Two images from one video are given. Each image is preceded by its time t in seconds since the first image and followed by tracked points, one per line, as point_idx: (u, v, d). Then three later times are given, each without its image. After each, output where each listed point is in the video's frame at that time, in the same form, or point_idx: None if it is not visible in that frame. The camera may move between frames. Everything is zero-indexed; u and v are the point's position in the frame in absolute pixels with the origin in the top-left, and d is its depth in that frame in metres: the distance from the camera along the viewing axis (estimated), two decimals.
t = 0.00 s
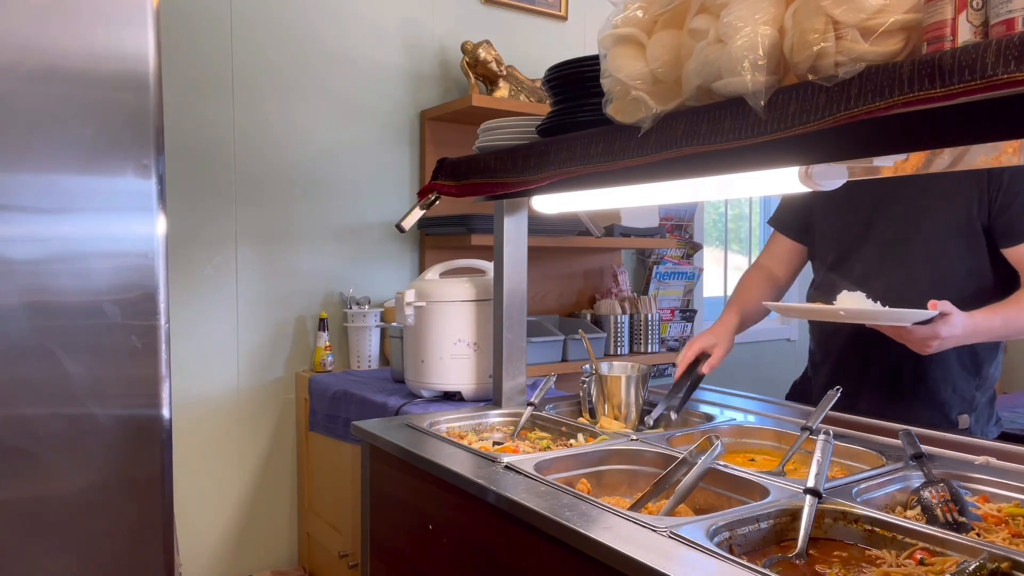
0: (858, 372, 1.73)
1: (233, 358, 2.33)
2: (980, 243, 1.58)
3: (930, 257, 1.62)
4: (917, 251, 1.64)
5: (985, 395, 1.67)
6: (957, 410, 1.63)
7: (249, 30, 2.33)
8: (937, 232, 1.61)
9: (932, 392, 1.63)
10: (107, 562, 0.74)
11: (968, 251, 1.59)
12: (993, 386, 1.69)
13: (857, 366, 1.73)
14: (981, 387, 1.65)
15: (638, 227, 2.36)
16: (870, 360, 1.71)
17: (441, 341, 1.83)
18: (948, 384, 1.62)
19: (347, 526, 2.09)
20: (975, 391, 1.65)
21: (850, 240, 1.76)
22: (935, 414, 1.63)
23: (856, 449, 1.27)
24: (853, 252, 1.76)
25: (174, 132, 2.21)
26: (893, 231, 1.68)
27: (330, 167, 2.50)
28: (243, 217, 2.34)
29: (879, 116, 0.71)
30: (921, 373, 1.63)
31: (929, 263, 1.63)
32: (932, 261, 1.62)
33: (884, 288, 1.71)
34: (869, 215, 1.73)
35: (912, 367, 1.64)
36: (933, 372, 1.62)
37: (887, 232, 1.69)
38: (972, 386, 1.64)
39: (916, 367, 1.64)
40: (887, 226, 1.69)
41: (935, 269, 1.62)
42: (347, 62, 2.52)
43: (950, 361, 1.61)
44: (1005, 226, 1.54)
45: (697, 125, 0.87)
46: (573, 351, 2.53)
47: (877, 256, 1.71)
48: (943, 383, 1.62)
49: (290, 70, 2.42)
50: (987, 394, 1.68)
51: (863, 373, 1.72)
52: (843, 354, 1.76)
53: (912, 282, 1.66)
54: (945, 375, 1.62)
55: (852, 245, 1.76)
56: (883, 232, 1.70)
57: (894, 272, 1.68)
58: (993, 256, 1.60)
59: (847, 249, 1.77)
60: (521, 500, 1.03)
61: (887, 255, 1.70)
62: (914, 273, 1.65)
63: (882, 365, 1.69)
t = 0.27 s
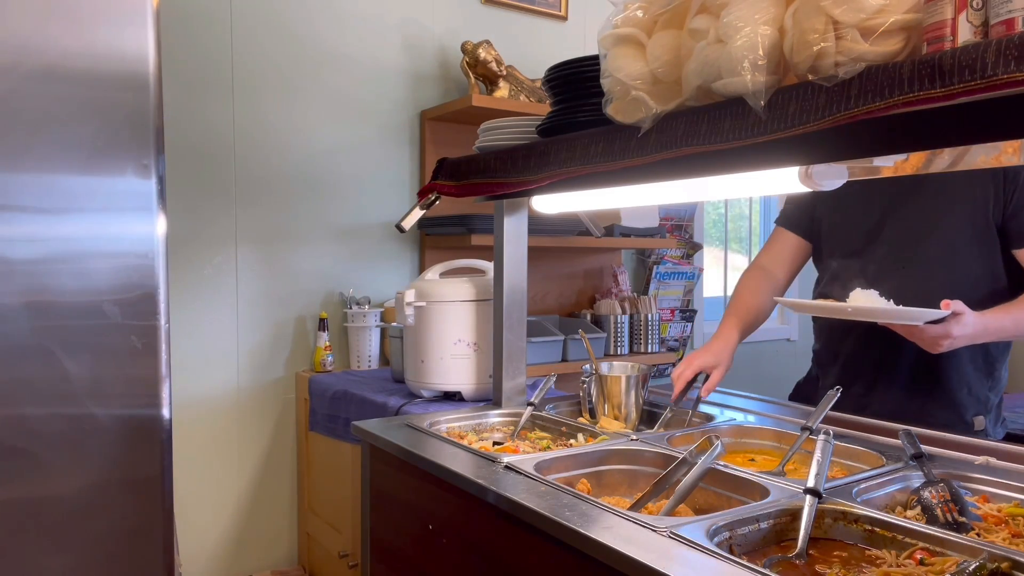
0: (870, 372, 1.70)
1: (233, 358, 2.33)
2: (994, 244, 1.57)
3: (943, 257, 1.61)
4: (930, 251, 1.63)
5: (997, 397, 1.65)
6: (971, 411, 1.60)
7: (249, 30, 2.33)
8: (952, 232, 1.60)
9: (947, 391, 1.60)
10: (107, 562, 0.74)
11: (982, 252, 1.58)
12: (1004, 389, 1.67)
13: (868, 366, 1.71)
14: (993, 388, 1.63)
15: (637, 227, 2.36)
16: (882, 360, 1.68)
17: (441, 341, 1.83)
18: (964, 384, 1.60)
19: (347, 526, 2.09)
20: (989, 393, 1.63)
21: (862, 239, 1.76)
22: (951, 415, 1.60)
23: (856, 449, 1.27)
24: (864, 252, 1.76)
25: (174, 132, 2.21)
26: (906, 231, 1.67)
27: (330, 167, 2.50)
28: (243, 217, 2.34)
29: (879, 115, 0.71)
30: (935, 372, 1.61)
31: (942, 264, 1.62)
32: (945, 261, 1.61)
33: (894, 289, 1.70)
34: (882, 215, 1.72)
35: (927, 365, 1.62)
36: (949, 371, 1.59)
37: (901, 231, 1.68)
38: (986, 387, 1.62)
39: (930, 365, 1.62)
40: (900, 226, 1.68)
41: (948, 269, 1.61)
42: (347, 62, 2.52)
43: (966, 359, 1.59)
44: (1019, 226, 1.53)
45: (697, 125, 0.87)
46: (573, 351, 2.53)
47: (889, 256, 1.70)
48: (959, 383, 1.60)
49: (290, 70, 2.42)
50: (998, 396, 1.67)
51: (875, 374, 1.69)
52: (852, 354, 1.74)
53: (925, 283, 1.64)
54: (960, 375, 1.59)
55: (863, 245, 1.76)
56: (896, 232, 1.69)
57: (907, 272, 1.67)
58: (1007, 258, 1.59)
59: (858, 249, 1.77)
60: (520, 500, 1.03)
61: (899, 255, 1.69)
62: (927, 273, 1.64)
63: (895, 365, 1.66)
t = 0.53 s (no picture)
0: (873, 373, 1.70)
1: (233, 358, 2.33)
2: (997, 243, 1.58)
3: (948, 257, 1.62)
4: (935, 251, 1.63)
5: (999, 400, 1.65)
6: (974, 414, 1.60)
7: (249, 30, 2.33)
8: (956, 231, 1.60)
9: (951, 393, 1.60)
10: (107, 563, 0.74)
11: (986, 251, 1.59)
12: (1006, 391, 1.67)
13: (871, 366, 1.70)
14: (994, 390, 1.64)
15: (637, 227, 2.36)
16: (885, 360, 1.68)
17: (441, 341, 1.83)
18: (966, 385, 1.60)
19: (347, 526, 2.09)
20: (991, 395, 1.63)
21: (865, 240, 1.76)
22: (953, 416, 1.59)
23: (856, 449, 1.27)
24: (866, 253, 1.76)
25: (174, 132, 2.21)
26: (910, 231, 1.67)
27: (330, 167, 2.50)
28: (243, 216, 2.34)
29: (879, 116, 0.71)
30: (937, 372, 1.61)
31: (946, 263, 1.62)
32: (949, 261, 1.61)
33: (898, 289, 1.70)
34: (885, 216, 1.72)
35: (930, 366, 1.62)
36: (951, 372, 1.60)
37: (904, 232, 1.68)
38: (989, 389, 1.62)
39: (932, 366, 1.62)
40: (904, 226, 1.68)
41: (952, 268, 1.61)
42: (347, 62, 2.52)
43: (968, 361, 1.59)
44: None
45: (697, 125, 0.87)
46: (573, 351, 2.53)
47: (893, 257, 1.70)
48: (961, 384, 1.60)
49: (290, 70, 2.42)
50: (1000, 398, 1.66)
51: (877, 375, 1.69)
52: (854, 354, 1.74)
53: (930, 283, 1.64)
54: (962, 376, 1.60)
55: (865, 246, 1.76)
56: (900, 232, 1.69)
57: (911, 272, 1.67)
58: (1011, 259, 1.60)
59: (860, 250, 1.77)
60: (520, 500, 1.03)
61: (903, 255, 1.69)
62: (932, 273, 1.64)
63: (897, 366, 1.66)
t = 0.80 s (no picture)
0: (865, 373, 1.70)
1: (233, 358, 2.33)
2: (987, 244, 1.57)
3: (939, 257, 1.61)
4: (923, 252, 1.63)
5: (990, 395, 1.65)
6: (965, 411, 1.61)
7: (249, 30, 2.33)
8: (942, 234, 1.60)
9: (940, 392, 1.60)
10: (107, 563, 0.74)
11: (976, 251, 1.58)
12: (996, 387, 1.66)
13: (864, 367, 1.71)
14: (985, 387, 1.63)
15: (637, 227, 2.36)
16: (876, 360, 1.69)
17: (441, 341, 1.83)
18: (955, 383, 1.60)
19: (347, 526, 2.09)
20: (980, 391, 1.62)
21: (857, 241, 1.76)
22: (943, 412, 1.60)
23: (856, 449, 1.27)
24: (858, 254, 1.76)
25: (174, 132, 2.21)
26: (900, 232, 1.67)
27: (330, 167, 2.50)
28: (243, 216, 2.34)
29: (879, 115, 0.71)
30: (925, 371, 1.61)
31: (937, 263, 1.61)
32: (940, 262, 1.61)
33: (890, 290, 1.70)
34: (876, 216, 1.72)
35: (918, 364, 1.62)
36: (939, 370, 1.60)
37: (895, 233, 1.68)
38: (977, 385, 1.62)
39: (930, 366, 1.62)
40: (894, 227, 1.68)
41: (944, 269, 1.61)
42: (347, 62, 2.52)
43: (955, 358, 1.59)
44: (1012, 225, 1.53)
45: (697, 125, 0.88)
46: (573, 351, 2.53)
47: (885, 258, 1.70)
48: (949, 382, 1.60)
49: (290, 70, 2.42)
50: (991, 393, 1.65)
51: (870, 375, 1.70)
52: (846, 355, 1.74)
53: (923, 283, 1.64)
54: (951, 373, 1.60)
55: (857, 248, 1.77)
56: (889, 234, 1.69)
57: (901, 273, 1.67)
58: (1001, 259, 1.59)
59: (851, 254, 1.77)
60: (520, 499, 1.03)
61: (894, 256, 1.68)
62: (924, 274, 1.63)
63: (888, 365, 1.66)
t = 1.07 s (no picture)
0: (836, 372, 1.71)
1: (233, 358, 2.33)
2: (942, 236, 1.58)
3: (898, 251, 1.61)
4: (880, 250, 1.63)
5: (967, 380, 1.65)
6: (940, 397, 1.61)
7: (249, 30, 2.33)
8: (899, 231, 1.60)
9: (913, 381, 1.61)
10: (107, 563, 0.74)
11: (932, 243, 1.59)
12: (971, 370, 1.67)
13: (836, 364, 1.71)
14: (956, 371, 1.63)
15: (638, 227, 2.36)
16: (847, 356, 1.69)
17: (441, 341, 1.83)
18: (922, 369, 1.61)
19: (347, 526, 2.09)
20: (954, 377, 1.63)
21: (815, 240, 1.75)
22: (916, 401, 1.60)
23: (857, 449, 1.27)
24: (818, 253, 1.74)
25: (174, 132, 2.21)
26: (860, 229, 1.66)
27: (330, 167, 2.50)
28: (243, 216, 2.34)
29: (879, 116, 0.71)
30: (895, 362, 1.62)
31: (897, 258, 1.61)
32: (897, 258, 1.61)
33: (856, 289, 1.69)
34: (834, 213, 1.71)
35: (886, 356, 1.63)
36: (906, 358, 1.61)
37: (855, 229, 1.67)
38: (950, 371, 1.63)
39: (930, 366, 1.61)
40: (853, 223, 1.67)
41: (903, 262, 1.61)
42: (347, 61, 2.52)
43: (919, 344, 1.60)
44: (962, 217, 1.54)
45: (697, 125, 0.87)
46: (573, 351, 2.53)
47: (844, 253, 1.69)
48: (918, 369, 1.61)
49: (289, 70, 2.41)
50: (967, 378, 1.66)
51: (844, 370, 1.70)
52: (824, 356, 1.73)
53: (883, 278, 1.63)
54: (917, 360, 1.61)
55: (815, 248, 1.75)
56: (846, 233, 1.69)
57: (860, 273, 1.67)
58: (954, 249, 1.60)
59: (811, 255, 1.75)
60: (520, 500, 1.03)
61: (854, 252, 1.68)
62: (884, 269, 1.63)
63: (864, 358, 1.66)
